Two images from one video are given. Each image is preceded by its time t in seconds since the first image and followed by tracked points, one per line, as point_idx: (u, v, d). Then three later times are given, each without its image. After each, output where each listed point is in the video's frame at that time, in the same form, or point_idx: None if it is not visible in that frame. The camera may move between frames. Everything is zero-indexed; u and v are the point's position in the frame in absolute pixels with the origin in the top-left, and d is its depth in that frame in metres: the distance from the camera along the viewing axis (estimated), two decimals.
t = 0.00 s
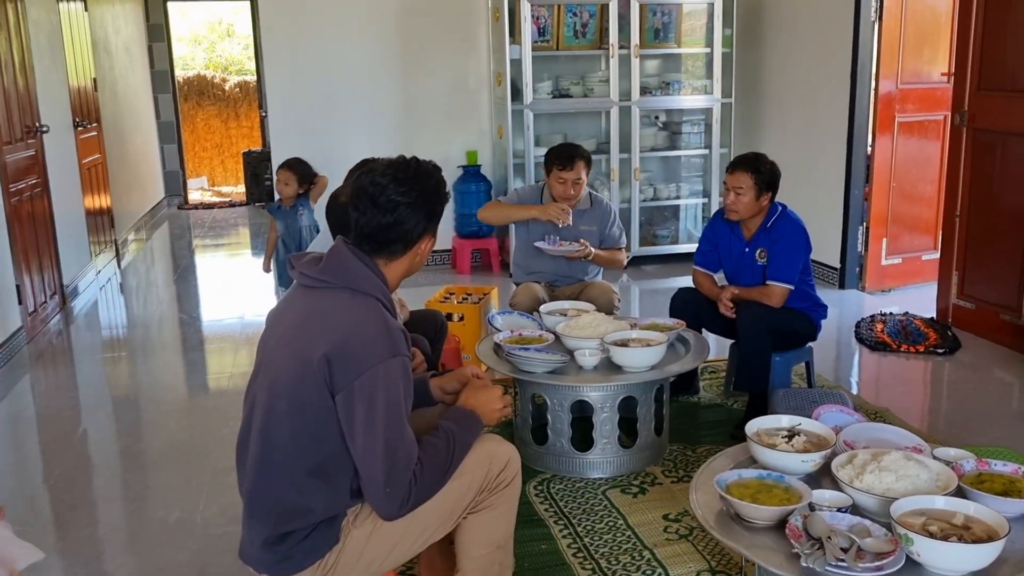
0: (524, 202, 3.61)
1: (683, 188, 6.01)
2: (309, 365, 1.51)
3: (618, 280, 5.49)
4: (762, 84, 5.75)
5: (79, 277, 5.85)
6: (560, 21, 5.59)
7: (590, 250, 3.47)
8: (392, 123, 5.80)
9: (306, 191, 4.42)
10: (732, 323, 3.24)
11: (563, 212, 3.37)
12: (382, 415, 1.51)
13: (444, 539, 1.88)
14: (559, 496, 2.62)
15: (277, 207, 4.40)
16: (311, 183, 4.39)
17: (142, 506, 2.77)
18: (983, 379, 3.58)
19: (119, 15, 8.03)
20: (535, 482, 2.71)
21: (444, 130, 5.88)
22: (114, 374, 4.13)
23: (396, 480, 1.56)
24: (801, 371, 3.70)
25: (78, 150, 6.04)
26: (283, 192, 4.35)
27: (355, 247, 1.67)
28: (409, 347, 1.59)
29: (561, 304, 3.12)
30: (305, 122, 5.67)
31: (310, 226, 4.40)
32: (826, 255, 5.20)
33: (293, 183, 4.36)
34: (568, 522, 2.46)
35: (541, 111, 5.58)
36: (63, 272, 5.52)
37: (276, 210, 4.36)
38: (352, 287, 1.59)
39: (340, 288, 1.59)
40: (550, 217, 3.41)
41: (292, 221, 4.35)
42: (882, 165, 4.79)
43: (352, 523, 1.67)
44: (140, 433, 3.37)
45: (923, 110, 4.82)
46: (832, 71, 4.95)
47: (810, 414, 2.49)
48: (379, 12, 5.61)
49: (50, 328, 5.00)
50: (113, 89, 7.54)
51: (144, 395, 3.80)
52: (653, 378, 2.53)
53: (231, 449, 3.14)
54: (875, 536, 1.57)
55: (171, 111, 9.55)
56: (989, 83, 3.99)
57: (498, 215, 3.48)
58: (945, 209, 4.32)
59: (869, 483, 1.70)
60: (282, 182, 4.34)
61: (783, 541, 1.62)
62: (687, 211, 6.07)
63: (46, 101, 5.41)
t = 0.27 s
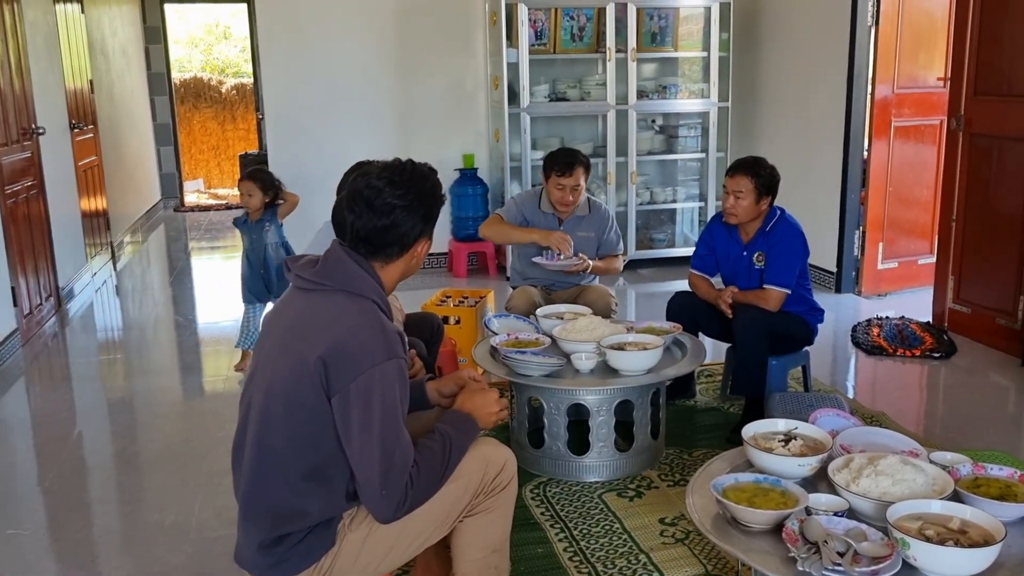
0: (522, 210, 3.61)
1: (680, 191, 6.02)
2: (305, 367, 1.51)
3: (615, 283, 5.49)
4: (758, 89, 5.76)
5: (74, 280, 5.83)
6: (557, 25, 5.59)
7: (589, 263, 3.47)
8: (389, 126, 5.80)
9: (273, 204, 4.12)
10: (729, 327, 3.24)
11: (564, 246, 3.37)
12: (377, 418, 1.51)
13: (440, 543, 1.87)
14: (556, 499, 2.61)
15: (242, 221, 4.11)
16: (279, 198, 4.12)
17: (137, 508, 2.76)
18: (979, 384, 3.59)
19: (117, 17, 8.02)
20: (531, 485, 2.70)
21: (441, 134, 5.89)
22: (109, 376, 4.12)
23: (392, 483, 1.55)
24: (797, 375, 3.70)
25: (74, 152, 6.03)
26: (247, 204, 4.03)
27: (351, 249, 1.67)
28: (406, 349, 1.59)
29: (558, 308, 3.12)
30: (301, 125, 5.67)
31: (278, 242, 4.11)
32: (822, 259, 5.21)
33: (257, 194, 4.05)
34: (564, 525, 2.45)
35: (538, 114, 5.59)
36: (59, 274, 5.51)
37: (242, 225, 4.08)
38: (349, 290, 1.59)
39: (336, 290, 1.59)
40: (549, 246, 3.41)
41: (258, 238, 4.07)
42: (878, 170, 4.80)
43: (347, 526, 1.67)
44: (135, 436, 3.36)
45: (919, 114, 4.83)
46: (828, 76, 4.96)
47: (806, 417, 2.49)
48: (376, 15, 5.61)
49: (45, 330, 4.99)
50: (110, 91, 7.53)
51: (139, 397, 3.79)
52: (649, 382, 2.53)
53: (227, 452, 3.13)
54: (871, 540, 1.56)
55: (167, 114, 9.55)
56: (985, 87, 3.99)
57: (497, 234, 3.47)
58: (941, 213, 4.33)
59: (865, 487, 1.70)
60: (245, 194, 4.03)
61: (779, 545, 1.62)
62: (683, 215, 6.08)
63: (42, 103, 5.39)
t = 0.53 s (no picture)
0: (520, 212, 3.61)
1: (676, 193, 6.03)
2: (301, 366, 1.51)
3: (611, 285, 5.49)
4: (756, 91, 5.77)
5: (70, 278, 5.82)
6: (555, 26, 5.58)
7: (586, 269, 3.46)
8: (386, 126, 5.80)
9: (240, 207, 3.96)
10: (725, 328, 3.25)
11: (560, 257, 3.40)
12: (373, 417, 1.51)
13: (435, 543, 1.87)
14: (551, 500, 2.61)
15: (207, 223, 3.94)
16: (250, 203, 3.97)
17: (132, 507, 2.75)
18: (974, 387, 3.60)
19: (113, 16, 8.00)
20: (526, 486, 2.70)
21: (438, 134, 5.89)
22: (104, 375, 4.11)
23: (388, 483, 1.55)
24: (793, 377, 3.71)
25: (70, 151, 6.01)
26: (214, 204, 3.85)
27: (348, 248, 1.66)
28: (402, 349, 1.59)
29: (554, 308, 3.12)
30: (298, 124, 5.66)
31: (245, 250, 3.98)
32: (818, 262, 5.22)
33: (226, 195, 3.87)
34: (560, 526, 2.45)
35: (535, 115, 5.59)
36: (54, 273, 5.49)
37: (208, 228, 3.92)
38: (345, 289, 1.58)
39: (332, 289, 1.58)
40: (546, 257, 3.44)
41: (225, 245, 3.93)
42: (874, 173, 4.81)
43: (342, 526, 1.66)
44: (130, 435, 3.35)
45: (915, 118, 4.84)
46: (826, 79, 4.97)
47: (802, 419, 2.49)
48: (374, 15, 5.61)
49: (40, 328, 4.97)
50: (106, 89, 7.51)
51: (134, 396, 3.78)
52: (645, 383, 2.53)
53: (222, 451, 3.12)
54: (866, 541, 1.56)
55: (164, 113, 9.53)
56: (982, 91, 4.00)
57: (495, 241, 3.49)
58: (937, 216, 4.34)
59: (861, 489, 1.70)
60: (212, 194, 3.84)
61: (775, 546, 1.62)
62: (680, 216, 6.08)
63: (38, 101, 5.38)
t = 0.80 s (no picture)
0: (517, 211, 3.60)
1: (673, 194, 6.03)
2: (296, 364, 1.50)
3: (607, 285, 5.48)
4: (752, 92, 5.77)
5: (64, 275, 5.79)
6: (552, 26, 5.58)
7: (583, 272, 3.46)
8: (383, 125, 5.79)
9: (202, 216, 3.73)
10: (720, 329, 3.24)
11: (556, 262, 3.40)
12: (368, 415, 1.50)
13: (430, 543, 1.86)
14: (546, 500, 2.60)
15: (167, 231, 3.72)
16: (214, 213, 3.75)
17: (124, 505, 2.74)
18: (969, 389, 3.60)
19: (109, 12, 7.98)
20: (521, 486, 2.70)
21: (434, 133, 5.88)
22: (97, 372, 4.09)
23: (383, 482, 1.54)
24: (788, 378, 3.70)
25: (65, 147, 5.99)
26: (173, 208, 3.63)
27: (344, 246, 1.66)
28: (398, 347, 1.58)
29: (550, 308, 3.12)
30: (295, 122, 5.65)
31: (205, 264, 3.74)
32: (814, 264, 5.22)
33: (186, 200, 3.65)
34: (554, 526, 2.45)
35: (531, 115, 5.59)
36: (48, 269, 5.47)
37: (167, 237, 3.69)
38: (340, 287, 1.57)
39: (328, 287, 1.58)
40: (541, 262, 3.45)
41: (184, 255, 3.70)
42: (870, 175, 4.81)
43: (336, 524, 1.65)
44: (124, 432, 3.33)
45: (912, 120, 4.84)
46: (822, 81, 4.97)
47: (797, 420, 2.49)
48: (371, 13, 5.60)
49: (34, 325, 4.95)
50: (102, 86, 7.48)
51: (128, 394, 3.77)
52: (641, 383, 2.53)
53: (216, 450, 3.11)
54: (862, 543, 1.56)
55: (159, 110, 9.50)
56: (979, 94, 4.01)
57: (493, 244, 3.47)
58: (932, 218, 4.35)
59: (856, 490, 1.69)
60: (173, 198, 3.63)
61: (771, 547, 1.62)
62: (676, 217, 6.08)
63: (34, 97, 5.36)
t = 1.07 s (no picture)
0: (513, 210, 3.60)
1: (669, 193, 6.03)
2: (291, 361, 1.49)
3: (603, 284, 5.48)
4: (749, 92, 5.77)
5: (59, 270, 5.77)
6: (550, 25, 5.58)
7: (579, 273, 3.46)
8: (379, 122, 5.78)
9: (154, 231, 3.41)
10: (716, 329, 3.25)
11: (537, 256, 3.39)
12: (364, 413, 1.50)
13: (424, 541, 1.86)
14: (540, 499, 2.60)
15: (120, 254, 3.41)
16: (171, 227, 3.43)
17: (118, 502, 2.73)
18: (964, 391, 3.60)
19: (106, 7, 7.95)
20: (516, 484, 2.69)
21: (431, 131, 5.87)
22: (91, 368, 4.08)
23: (378, 480, 1.54)
24: (783, 378, 3.71)
25: (61, 142, 5.97)
26: (117, 226, 3.33)
27: (341, 243, 1.65)
28: (394, 346, 1.58)
29: (546, 307, 3.12)
30: (291, 120, 5.64)
31: (166, 284, 3.44)
32: (809, 264, 5.23)
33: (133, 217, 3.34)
34: (549, 525, 2.45)
35: (528, 114, 5.58)
36: (43, 265, 5.45)
37: (120, 260, 3.38)
38: (336, 284, 1.57)
39: (324, 284, 1.57)
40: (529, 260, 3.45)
41: (140, 278, 3.38)
42: (867, 176, 4.82)
43: (331, 522, 1.65)
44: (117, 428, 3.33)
45: (908, 121, 4.85)
46: (819, 82, 4.98)
47: (792, 421, 2.49)
48: (368, 11, 5.59)
49: (28, 320, 4.93)
50: (98, 81, 7.46)
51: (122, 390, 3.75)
52: (636, 382, 2.53)
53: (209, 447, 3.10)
54: (856, 543, 1.56)
55: (155, 106, 9.47)
56: (975, 96, 4.02)
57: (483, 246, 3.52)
58: (928, 219, 4.36)
59: (851, 491, 1.70)
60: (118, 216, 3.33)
61: (765, 547, 1.62)
62: (672, 216, 6.08)
63: (29, 92, 5.34)
